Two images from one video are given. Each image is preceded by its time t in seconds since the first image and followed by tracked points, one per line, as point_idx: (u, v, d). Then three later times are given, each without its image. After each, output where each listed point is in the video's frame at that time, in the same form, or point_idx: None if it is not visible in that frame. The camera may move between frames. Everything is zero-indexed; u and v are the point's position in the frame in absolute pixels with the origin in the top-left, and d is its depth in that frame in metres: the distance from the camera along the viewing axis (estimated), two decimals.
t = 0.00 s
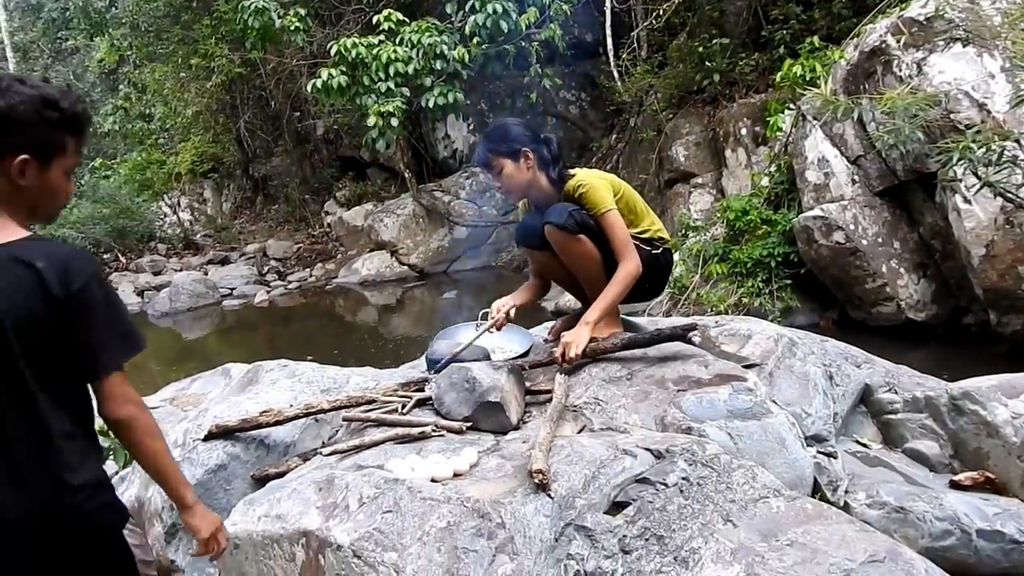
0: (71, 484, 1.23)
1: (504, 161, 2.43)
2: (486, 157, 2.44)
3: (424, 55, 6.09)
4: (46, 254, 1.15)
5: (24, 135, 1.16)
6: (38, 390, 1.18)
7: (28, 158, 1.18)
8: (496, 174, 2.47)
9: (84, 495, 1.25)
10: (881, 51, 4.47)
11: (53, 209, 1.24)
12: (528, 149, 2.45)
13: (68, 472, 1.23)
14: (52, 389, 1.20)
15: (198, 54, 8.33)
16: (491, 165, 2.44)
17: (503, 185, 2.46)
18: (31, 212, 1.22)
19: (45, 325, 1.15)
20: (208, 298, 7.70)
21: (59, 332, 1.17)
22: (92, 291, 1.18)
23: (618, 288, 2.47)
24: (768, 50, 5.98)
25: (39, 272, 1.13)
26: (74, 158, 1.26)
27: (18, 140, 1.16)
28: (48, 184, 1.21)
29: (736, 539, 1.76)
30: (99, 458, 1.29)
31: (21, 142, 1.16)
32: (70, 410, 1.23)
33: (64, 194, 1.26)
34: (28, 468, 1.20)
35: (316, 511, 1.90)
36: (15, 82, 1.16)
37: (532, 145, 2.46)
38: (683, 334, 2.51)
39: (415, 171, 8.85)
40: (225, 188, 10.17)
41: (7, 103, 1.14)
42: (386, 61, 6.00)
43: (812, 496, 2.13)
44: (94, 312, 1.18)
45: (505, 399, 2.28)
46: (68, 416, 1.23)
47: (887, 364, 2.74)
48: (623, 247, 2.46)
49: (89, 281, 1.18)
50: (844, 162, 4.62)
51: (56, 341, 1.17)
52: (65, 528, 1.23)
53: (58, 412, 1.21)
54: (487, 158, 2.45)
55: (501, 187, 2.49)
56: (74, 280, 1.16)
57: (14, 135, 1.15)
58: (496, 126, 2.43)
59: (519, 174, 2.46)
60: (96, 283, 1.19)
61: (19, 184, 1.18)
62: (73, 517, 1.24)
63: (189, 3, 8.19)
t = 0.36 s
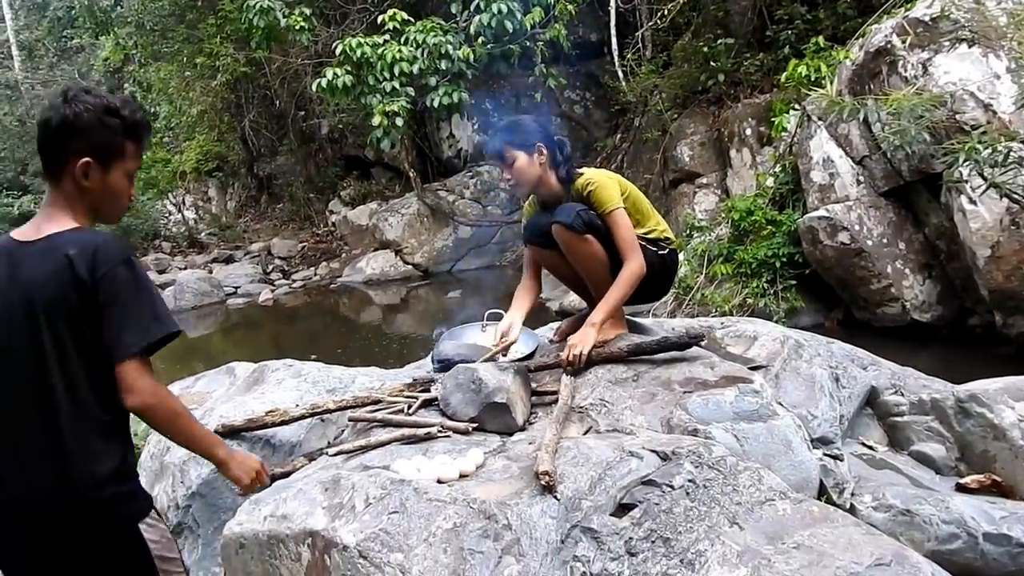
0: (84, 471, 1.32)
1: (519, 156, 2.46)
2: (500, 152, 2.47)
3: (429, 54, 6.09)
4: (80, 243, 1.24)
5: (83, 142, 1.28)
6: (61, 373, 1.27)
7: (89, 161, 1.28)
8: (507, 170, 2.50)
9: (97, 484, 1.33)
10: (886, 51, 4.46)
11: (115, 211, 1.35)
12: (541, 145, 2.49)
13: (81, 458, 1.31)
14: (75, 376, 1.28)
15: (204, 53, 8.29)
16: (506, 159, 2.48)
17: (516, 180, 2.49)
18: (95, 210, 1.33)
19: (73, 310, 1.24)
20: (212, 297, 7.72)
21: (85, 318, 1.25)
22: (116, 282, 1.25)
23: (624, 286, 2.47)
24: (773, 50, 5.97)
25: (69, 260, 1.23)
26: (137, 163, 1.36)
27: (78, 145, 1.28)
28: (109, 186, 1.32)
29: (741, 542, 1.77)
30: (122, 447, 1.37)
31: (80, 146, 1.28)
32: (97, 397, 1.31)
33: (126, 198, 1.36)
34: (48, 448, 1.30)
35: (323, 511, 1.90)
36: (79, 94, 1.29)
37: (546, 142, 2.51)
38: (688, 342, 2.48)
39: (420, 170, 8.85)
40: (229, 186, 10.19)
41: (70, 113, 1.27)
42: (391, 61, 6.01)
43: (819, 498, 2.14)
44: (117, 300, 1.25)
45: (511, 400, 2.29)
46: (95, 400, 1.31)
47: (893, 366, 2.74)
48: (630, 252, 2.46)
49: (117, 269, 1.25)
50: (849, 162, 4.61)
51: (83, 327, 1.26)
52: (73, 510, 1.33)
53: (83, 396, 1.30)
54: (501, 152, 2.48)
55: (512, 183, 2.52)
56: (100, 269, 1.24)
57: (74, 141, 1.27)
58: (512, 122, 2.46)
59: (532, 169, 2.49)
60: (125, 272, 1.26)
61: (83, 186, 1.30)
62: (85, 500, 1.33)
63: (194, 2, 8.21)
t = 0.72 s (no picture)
0: (88, 469, 1.29)
1: (532, 155, 2.49)
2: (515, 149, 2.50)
3: (434, 56, 6.11)
4: (122, 249, 1.27)
5: (132, 148, 1.32)
6: (84, 373, 1.28)
7: (136, 166, 1.32)
8: (519, 167, 2.52)
9: (99, 486, 1.29)
10: (892, 52, 4.46)
11: (164, 216, 1.38)
12: (555, 146, 2.51)
13: (87, 457, 1.29)
14: (97, 376, 1.29)
15: (209, 56, 8.25)
16: (519, 157, 2.50)
17: (529, 178, 2.51)
18: (143, 215, 1.36)
19: (105, 311, 1.26)
20: (218, 299, 7.74)
21: (117, 321, 1.27)
22: (151, 288, 1.27)
23: (632, 288, 2.46)
24: (778, 51, 5.98)
25: (109, 264, 1.26)
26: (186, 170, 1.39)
27: (126, 151, 1.32)
28: (155, 190, 1.34)
29: (751, 545, 1.77)
30: (135, 453, 1.34)
31: (129, 151, 1.32)
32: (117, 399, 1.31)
33: (174, 205, 1.39)
34: (59, 445, 1.29)
35: (332, 513, 1.90)
36: (130, 104, 1.34)
37: (560, 144, 2.52)
38: (696, 344, 2.49)
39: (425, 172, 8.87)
40: (235, 188, 10.23)
41: (121, 120, 1.32)
42: (396, 63, 6.02)
43: (828, 501, 2.14)
44: (153, 304, 1.28)
45: (520, 402, 2.29)
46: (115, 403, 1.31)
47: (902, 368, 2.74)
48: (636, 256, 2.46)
49: (155, 277, 1.27)
50: (855, 163, 4.61)
51: (113, 328, 1.27)
52: (80, 510, 1.29)
53: (104, 398, 1.30)
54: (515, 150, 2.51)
55: (523, 180, 2.54)
56: (138, 275, 1.26)
57: (123, 147, 1.32)
58: (526, 120, 2.49)
59: (545, 169, 2.51)
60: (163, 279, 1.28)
61: (131, 191, 1.33)
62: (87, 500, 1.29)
63: (199, 4, 8.24)
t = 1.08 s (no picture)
0: (149, 453, 1.38)
1: (545, 156, 2.48)
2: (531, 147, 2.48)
3: (447, 56, 6.12)
4: (190, 247, 1.35)
5: (224, 153, 1.41)
6: (149, 363, 1.37)
7: (225, 170, 1.41)
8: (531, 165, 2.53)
9: (160, 470, 1.39)
10: (909, 53, 4.44)
11: (247, 218, 1.48)
12: (570, 148, 2.48)
13: (149, 442, 1.38)
14: (164, 366, 1.38)
15: (224, 56, 8.23)
16: (533, 156, 2.50)
17: (539, 178, 2.52)
18: (228, 214, 1.46)
19: (170, 306, 1.34)
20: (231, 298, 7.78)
21: (183, 313, 1.36)
22: (215, 287, 1.35)
23: (646, 295, 2.47)
24: (793, 52, 5.96)
25: (176, 262, 1.34)
26: (273, 175, 1.48)
27: (217, 154, 1.41)
28: (241, 193, 1.44)
29: (766, 545, 1.76)
30: (197, 442, 1.43)
31: (219, 156, 1.41)
32: (178, 389, 1.39)
33: (258, 209, 1.49)
34: (124, 426, 1.39)
35: (346, 510, 1.90)
36: (230, 107, 1.43)
37: (575, 145, 2.49)
38: (708, 344, 2.49)
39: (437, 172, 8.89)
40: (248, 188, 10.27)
41: (213, 124, 1.41)
42: (410, 63, 6.04)
43: (843, 502, 2.14)
44: (220, 301, 1.36)
45: (533, 401, 2.29)
46: (176, 392, 1.39)
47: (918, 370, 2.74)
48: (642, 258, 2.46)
49: (218, 275, 1.35)
50: (870, 164, 4.59)
51: (177, 322, 1.36)
52: (146, 493, 1.40)
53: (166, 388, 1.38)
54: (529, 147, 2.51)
55: (535, 178, 2.55)
56: (201, 273, 1.34)
57: (214, 151, 1.41)
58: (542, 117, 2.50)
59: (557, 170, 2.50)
60: (225, 277, 1.35)
61: (219, 192, 1.43)
62: (147, 483, 1.39)
63: (214, 4, 8.33)
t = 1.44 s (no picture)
0: (194, 432, 1.52)
1: (560, 154, 2.48)
2: (545, 143, 2.47)
3: (456, 54, 6.12)
4: (228, 232, 1.51)
5: (283, 157, 1.55)
6: (195, 344, 1.52)
7: (284, 174, 1.56)
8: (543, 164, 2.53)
9: (210, 444, 1.52)
10: (920, 51, 4.42)
11: (292, 213, 1.63)
12: (583, 144, 2.50)
13: (200, 418, 1.52)
14: (210, 346, 1.53)
15: (233, 54, 8.24)
16: (545, 153, 2.49)
17: (553, 175, 2.52)
18: (277, 211, 1.61)
19: (212, 287, 1.50)
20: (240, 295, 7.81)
21: (225, 293, 1.51)
22: (254, 265, 1.50)
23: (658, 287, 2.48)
24: (804, 50, 5.93)
25: (215, 245, 1.50)
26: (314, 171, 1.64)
27: (276, 160, 1.54)
28: (294, 193, 1.59)
29: (775, 542, 1.76)
30: (243, 417, 1.57)
31: (279, 161, 1.55)
32: (219, 368, 1.54)
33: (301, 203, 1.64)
34: (172, 410, 1.53)
35: (355, 506, 1.91)
36: (280, 113, 1.56)
37: (586, 141, 2.50)
38: (719, 341, 2.48)
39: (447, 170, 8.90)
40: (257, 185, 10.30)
41: (272, 131, 1.54)
42: (419, 61, 6.05)
43: (852, 500, 2.13)
44: (261, 278, 1.52)
45: (542, 397, 2.29)
46: (217, 372, 1.54)
47: (929, 368, 2.73)
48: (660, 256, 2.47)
49: (254, 255, 1.50)
50: (880, 163, 4.56)
51: (222, 301, 1.51)
52: (197, 469, 1.51)
53: (210, 367, 1.53)
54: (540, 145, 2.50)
55: (546, 175, 2.54)
56: (239, 254, 1.49)
57: (273, 157, 1.54)
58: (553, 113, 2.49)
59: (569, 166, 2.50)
60: (260, 257, 1.50)
61: (274, 193, 1.57)
62: (193, 461, 1.51)
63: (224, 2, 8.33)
